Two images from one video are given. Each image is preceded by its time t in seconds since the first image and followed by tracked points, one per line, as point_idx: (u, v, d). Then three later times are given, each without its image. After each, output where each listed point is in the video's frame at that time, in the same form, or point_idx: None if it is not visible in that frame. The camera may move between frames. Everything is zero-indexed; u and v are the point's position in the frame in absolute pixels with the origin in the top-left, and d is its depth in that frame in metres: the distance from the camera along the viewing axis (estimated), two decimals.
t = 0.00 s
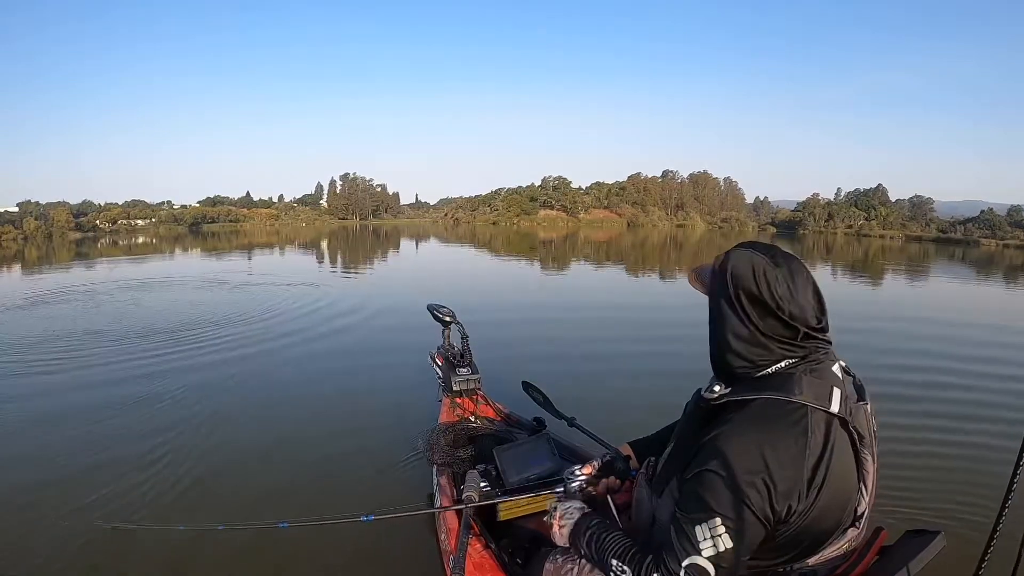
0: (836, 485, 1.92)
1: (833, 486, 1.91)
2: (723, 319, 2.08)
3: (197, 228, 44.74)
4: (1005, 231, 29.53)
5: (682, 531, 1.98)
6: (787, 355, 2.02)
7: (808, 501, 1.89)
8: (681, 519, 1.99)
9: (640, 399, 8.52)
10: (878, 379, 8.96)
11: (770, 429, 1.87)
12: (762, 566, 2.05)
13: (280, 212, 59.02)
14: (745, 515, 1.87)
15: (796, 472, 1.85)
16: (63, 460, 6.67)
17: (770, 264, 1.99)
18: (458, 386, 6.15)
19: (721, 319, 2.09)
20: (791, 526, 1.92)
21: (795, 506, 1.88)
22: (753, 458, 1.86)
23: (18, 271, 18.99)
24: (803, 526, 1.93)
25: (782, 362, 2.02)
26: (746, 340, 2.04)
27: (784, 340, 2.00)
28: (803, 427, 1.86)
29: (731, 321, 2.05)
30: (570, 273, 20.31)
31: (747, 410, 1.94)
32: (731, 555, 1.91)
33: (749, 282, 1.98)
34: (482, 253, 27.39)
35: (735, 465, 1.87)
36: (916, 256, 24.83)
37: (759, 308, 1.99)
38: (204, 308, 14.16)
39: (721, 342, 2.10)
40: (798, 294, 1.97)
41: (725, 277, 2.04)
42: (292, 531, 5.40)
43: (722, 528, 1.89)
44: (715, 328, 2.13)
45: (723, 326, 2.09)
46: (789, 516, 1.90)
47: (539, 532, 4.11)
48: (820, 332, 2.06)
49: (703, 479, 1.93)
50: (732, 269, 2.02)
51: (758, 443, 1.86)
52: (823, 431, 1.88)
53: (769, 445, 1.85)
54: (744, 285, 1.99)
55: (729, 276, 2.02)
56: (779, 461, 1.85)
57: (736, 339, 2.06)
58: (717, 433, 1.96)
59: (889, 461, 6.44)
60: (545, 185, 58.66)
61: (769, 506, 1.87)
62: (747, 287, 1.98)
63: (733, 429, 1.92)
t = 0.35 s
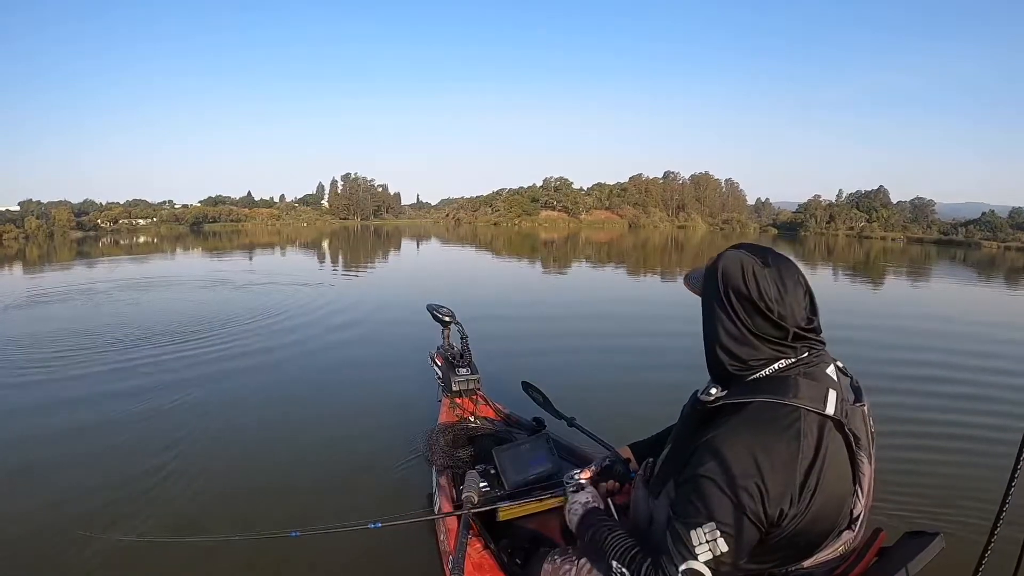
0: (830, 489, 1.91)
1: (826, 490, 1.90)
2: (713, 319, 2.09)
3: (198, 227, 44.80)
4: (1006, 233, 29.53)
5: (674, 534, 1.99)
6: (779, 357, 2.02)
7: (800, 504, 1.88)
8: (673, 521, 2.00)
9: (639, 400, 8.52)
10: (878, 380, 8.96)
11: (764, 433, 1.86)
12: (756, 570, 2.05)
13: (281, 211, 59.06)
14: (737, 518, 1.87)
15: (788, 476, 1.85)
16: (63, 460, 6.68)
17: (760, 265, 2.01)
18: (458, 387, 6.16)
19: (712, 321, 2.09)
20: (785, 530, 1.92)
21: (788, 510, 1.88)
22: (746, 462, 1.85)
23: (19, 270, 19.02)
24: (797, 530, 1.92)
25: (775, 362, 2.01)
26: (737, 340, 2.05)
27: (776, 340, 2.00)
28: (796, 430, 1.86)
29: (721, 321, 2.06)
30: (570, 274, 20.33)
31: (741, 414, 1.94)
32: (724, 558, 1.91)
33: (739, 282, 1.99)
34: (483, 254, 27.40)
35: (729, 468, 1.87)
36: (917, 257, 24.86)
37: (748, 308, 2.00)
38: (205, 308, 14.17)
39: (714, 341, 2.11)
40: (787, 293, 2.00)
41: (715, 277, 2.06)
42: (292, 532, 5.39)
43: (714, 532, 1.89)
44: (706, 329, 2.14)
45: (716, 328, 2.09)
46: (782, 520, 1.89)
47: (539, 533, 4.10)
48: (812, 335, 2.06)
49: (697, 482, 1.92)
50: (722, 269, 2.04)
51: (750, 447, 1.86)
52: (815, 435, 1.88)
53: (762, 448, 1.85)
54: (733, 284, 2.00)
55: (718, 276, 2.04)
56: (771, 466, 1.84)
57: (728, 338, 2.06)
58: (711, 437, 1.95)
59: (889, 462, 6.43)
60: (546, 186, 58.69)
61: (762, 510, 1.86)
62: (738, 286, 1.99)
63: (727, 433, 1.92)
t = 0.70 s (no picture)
0: (830, 485, 1.91)
1: (826, 487, 1.89)
2: (725, 311, 2.09)
3: (199, 224, 44.83)
4: (1006, 246, 29.59)
5: (673, 525, 1.99)
6: (785, 352, 2.02)
7: (801, 499, 1.88)
8: (673, 513, 2.00)
9: (638, 404, 8.51)
10: (878, 387, 8.94)
11: (765, 427, 1.86)
12: (753, 566, 2.05)
13: (282, 211, 59.14)
14: (736, 511, 1.86)
15: (788, 471, 1.84)
16: (60, 455, 6.66)
17: (777, 260, 2.00)
18: (458, 386, 6.14)
19: (723, 314, 2.10)
20: (783, 525, 1.91)
21: (788, 505, 1.87)
22: (746, 456, 1.85)
23: (19, 263, 19.03)
24: (795, 527, 1.92)
25: (779, 358, 2.01)
26: (748, 333, 2.04)
27: (784, 337, 2.00)
28: (798, 426, 1.85)
29: (733, 312, 2.05)
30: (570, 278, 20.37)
31: (744, 408, 1.93)
32: (722, 553, 1.91)
33: (753, 275, 1.99)
34: (484, 257, 27.47)
35: (730, 461, 1.86)
36: (917, 269, 24.91)
37: (760, 302, 2.00)
38: (205, 305, 14.17)
39: (724, 335, 2.11)
40: (801, 291, 1.99)
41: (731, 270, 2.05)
42: (289, 531, 5.37)
43: (712, 526, 1.89)
44: (717, 321, 2.14)
45: (726, 322, 2.09)
46: (781, 516, 1.89)
47: (539, 533, 4.08)
48: (820, 334, 2.05)
49: (697, 475, 1.92)
50: (738, 262, 2.03)
51: (751, 442, 1.85)
52: (817, 431, 1.87)
53: (764, 444, 1.84)
54: (749, 277, 1.99)
55: (735, 268, 2.03)
56: (771, 462, 1.83)
57: (739, 331, 2.06)
58: (714, 430, 1.95)
59: (887, 467, 6.43)
60: (547, 191, 58.80)
61: (762, 505, 1.85)
62: (751, 281, 1.99)
63: (730, 424, 1.92)
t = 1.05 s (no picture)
0: (829, 486, 1.91)
1: (825, 488, 1.89)
2: (716, 320, 2.06)
3: (199, 225, 44.85)
4: (1006, 242, 29.57)
5: (670, 525, 1.99)
6: (785, 350, 2.01)
7: (799, 499, 1.87)
8: (670, 513, 1.99)
9: (639, 402, 8.52)
10: (879, 385, 8.94)
11: (763, 427, 1.86)
12: (752, 566, 2.04)
13: (282, 212, 59.16)
14: (735, 511, 1.86)
15: (787, 472, 1.84)
16: (63, 458, 6.67)
17: (757, 262, 2.01)
18: (458, 386, 6.14)
19: (718, 327, 2.06)
20: (782, 526, 1.91)
21: (787, 505, 1.87)
22: (744, 457, 1.85)
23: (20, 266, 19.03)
24: (794, 526, 1.92)
25: (776, 359, 2.01)
26: (743, 338, 2.03)
27: (779, 335, 2.00)
28: (797, 426, 1.85)
29: (726, 321, 2.03)
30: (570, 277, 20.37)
31: (743, 408, 1.93)
32: (720, 551, 1.91)
33: (741, 280, 1.99)
34: (484, 256, 27.47)
35: (728, 460, 1.86)
36: (917, 265, 24.91)
37: (751, 306, 1.99)
38: (206, 307, 14.19)
39: (717, 344, 2.09)
40: (786, 282, 2.02)
41: (715, 280, 2.03)
42: (290, 532, 5.37)
43: (709, 525, 1.89)
44: (708, 332, 2.11)
45: (719, 331, 2.06)
46: (780, 515, 1.88)
47: (539, 532, 4.09)
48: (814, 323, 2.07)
49: (695, 474, 1.92)
50: (722, 271, 2.02)
51: (750, 442, 1.85)
52: (817, 432, 1.87)
53: (762, 444, 1.84)
54: (736, 283, 1.99)
55: (720, 277, 2.02)
56: (770, 462, 1.83)
57: (734, 338, 2.04)
58: (713, 430, 1.95)
59: (888, 464, 6.43)
60: (548, 190, 58.75)
61: (761, 505, 1.85)
62: (741, 285, 1.98)
63: (727, 424, 1.92)
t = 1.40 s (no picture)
0: (826, 485, 1.91)
1: (821, 487, 1.89)
2: (716, 318, 2.05)
3: (199, 226, 44.85)
4: (1007, 238, 29.56)
5: (669, 527, 1.98)
6: (782, 350, 2.02)
7: (797, 499, 1.87)
8: (668, 514, 1.99)
9: (639, 401, 8.52)
10: (879, 382, 8.94)
11: (760, 428, 1.86)
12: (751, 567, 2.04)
13: (282, 212, 59.17)
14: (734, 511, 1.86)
15: (784, 473, 1.84)
16: (63, 459, 6.67)
17: (758, 261, 2.01)
18: (458, 386, 6.14)
19: (718, 326, 2.05)
20: (779, 526, 1.91)
21: (784, 505, 1.87)
22: (741, 458, 1.85)
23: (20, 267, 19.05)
24: (793, 526, 1.91)
25: (774, 359, 2.01)
26: (743, 337, 2.02)
27: (777, 335, 2.00)
28: (794, 427, 1.85)
29: (726, 319, 2.02)
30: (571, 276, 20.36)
31: (739, 409, 1.93)
32: (718, 552, 1.91)
33: (743, 279, 1.98)
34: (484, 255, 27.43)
35: (726, 461, 1.86)
36: (918, 262, 24.91)
37: (752, 305, 1.99)
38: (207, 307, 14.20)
39: (716, 343, 2.08)
40: (785, 284, 2.02)
41: (716, 279, 2.02)
42: (291, 531, 5.38)
43: (708, 526, 1.89)
44: (707, 331, 2.10)
45: (718, 330, 2.06)
46: (778, 515, 1.88)
47: (539, 532, 4.09)
48: (810, 324, 2.08)
49: (693, 474, 1.92)
50: (723, 270, 2.01)
51: (747, 443, 1.85)
52: (814, 432, 1.87)
53: (759, 444, 1.84)
54: (737, 282, 1.99)
55: (721, 276, 2.01)
56: (767, 463, 1.83)
57: (733, 337, 2.04)
58: (710, 431, 1.95)
59: (888, 462, 6.44)
60: (548, 188, 58.73)
61: (759, 505, 1.85)
62: (742, 283, 1.98)
63: (726, 425, 1.91)
